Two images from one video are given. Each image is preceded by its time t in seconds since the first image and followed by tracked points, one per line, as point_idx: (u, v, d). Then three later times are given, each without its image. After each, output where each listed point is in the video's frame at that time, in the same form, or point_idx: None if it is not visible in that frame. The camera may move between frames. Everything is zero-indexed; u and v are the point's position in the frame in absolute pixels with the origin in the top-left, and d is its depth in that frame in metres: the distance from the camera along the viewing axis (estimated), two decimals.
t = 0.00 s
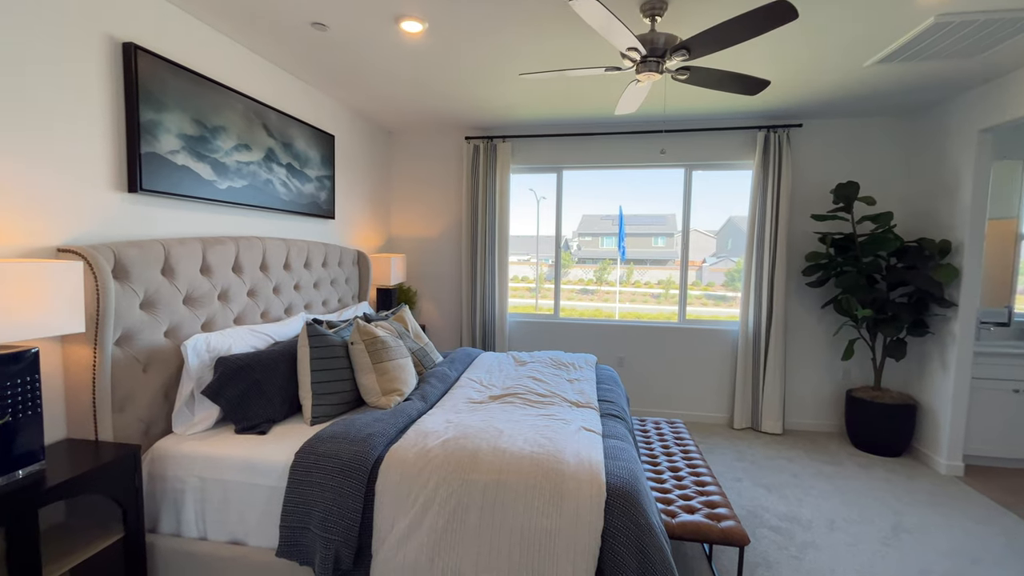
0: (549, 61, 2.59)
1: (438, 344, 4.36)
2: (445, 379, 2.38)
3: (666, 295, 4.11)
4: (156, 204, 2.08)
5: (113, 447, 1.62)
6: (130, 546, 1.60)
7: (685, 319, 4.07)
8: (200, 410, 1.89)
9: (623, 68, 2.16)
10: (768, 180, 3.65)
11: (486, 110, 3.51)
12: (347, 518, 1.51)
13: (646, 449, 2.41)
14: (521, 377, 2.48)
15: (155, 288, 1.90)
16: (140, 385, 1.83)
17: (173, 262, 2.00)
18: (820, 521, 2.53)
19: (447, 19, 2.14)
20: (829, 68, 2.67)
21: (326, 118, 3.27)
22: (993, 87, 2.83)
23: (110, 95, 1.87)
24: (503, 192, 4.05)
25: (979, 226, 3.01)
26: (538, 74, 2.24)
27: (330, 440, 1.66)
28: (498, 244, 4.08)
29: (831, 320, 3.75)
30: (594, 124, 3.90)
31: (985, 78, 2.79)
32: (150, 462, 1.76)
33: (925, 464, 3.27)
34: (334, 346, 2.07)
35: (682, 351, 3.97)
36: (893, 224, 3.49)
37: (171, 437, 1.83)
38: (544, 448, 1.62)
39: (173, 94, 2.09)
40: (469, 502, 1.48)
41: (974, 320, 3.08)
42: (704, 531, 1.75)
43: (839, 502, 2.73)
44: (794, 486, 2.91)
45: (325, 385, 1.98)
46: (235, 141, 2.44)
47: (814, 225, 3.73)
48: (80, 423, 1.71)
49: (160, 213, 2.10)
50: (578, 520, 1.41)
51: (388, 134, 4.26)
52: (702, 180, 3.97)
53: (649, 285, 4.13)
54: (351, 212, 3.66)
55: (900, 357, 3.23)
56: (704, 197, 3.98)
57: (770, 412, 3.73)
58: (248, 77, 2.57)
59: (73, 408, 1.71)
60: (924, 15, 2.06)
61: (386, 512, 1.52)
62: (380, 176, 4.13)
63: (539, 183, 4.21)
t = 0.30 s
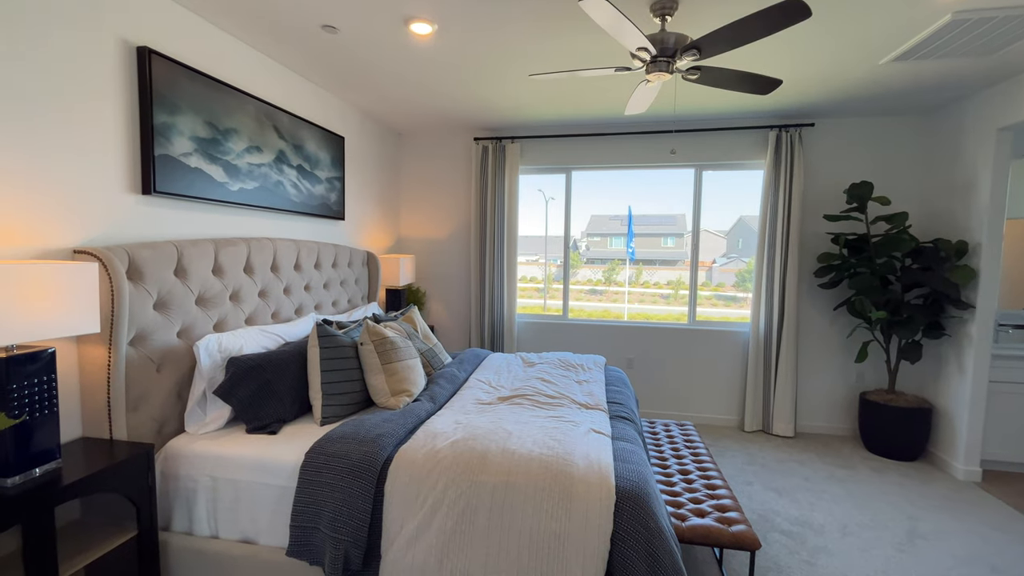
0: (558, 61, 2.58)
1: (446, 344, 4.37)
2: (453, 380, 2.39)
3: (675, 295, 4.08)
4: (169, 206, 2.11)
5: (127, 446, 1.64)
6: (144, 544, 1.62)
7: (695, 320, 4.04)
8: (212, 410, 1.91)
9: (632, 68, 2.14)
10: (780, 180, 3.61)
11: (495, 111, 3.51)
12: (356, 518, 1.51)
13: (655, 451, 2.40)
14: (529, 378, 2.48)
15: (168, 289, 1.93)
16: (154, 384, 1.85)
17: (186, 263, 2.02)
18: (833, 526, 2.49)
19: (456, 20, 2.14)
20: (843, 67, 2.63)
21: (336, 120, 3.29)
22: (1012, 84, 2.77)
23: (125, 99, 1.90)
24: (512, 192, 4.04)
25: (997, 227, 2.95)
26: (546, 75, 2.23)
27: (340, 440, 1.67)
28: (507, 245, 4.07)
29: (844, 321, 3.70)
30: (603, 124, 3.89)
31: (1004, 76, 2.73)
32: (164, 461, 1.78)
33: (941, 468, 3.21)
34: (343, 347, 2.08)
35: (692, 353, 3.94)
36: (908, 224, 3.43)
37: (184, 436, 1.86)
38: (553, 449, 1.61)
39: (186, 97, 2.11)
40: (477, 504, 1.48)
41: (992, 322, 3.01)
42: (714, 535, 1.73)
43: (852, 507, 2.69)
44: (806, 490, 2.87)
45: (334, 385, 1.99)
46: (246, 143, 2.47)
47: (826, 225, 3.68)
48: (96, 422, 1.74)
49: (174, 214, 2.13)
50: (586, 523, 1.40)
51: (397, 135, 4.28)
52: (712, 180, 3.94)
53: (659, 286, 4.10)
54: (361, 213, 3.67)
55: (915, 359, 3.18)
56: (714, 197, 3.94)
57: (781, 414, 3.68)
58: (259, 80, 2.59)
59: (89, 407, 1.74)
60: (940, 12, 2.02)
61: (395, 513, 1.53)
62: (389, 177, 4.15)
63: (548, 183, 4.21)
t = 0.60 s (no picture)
0: (562, 60, 2.57)
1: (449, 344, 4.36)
2: (456, 380, 2.38)
3: (678, 295, 4.06)
4: (173, 206, 2.11)
5: (130, 445, 1.64)
6: (147, 543, 1.63)
7: (699, 320, 4.02)
8: (215, 409, 1.91)
9: (636, 67, 2.13)
10: (784, 179, 3.58)
11: (498, 110, 3.50)
12: (359, 519, 1.51)
13: (659, 452, 2.38)
14: (532, 378, 2.47)
15: (171, 288, 1.93)
16: (157, 384, 1.85)
17: (189, 262, 2.02)
18: (838, 528, 2.47)
19: (460, 19, 2.13)
20: (848, 65, 2.61)
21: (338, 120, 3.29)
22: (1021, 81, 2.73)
23: (128, 98, 1.90)
24: (514, 191, 4.04)
25: (1005, 226, 2.92)
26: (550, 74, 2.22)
27: (342, 440, 1.67)
28: (509, 245, 4.07)
29: (849, 321, 3.67)
30: (606, 124, 3.87)
31: (1013, 73, 2.70)
32: (167, 460, 1.78)
33: (947, 470, 3.18)
34: (346, 347, 2.08)
35: (695, 353, 3.92)
36: (914, 223, 3.40)
37: (187, 436, 1.86)
38: (556, 450, 1.61)
39: (189, 97, 2.11)
40: (481, 504, 1.47)
41: (1000, 322, 2.98)
42: (718, 536, 1.72)
43: (857, 508, 2.67)
44: (811, 491, 2.85)
45: (337, 385, 1.99)
46: (249, 142, 2.47)
47: (831, 224, 3.66)
48: (100, 421, 1.74)
49: (177, 214, 2.13)
50: (590, 523, 1.39)
51: (400, 135, 4.28)
52: (716, 180, 3.91)
53: (662, 286, 4.08)
54: (364, 213, 3.67)
55: (922, 359, 3.15)
56: (718, 197, 3.92)
57: (785, 415, 3.66)
58: (262, 79, 2.59)
59: (92, 406, 1.74)
60: (949, 9, 2.00)
61: (397, 513, 1.52)
62: (392, 176, 4.15)
63: (551, 183, 4.20)
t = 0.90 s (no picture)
0: (558, 58, 2.56)
1: (446, 344, 4.36)
2: (453, 379, 2.37)
3: (675, 294, 4.06)
4: (166, 204, 2.09)
5: (124, 446, 1.63)
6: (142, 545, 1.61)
7: (695, 319, 4.03)
8: (209, 409, 1.89)
9: (633, 65, 2.13)
10: (780, 178, 3.59)
11: (495, 108, 3.49)
12: (355, 519, 1.50)
13: (656, 450, 2.38)
14: (529, 377, 2.46)
15: (165, 287, 1.91)
16: (150, 384, 1.84)
17: (183, 261, 2.01)
18: (834, 526, 2.48)
19: (456, 17, 2.12)
20: (844, 64, 2.62)
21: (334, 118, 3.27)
22: (1016, 81, 2.74)
23: (121, 95, 1.88)
24: (511, 190, 4.03)
25: (999, 224, 2.94)
26: (547, 72, 2.21)
27: (339, 439, 1.66)
28: (506, 244, 4.06)
29: (845, 320, 3.69)
30: (602, 122, 3.87)
31: (1007, 72, 2.71)
32: (161, 460, 1.77)
33: (942, 468, 3.20)
34: (342, 346, 2.06)
35: (692, 352, 3.93)
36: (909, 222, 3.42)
37: (181, 436, 1.84)
38: (553, 449, 1.60)
39: (183, 95, 2.10)
40: (477, 504, 1.46)
41: (994, 320, 3.00)
42: (715, 534, 1.72)
43: (853, 506, 2.68)
44: (807, 489, 2.86)
45: (333, 385, 1.98)
46: (244, 140, 2.45)
47: (827, 223, 3.67)
48: (92, 422, 1.73)
49: (170, 212, 2.11)
50: (587, 522, 1.39)
51: (396, 134, 4.26)
52: (712, 179, 3.92)
53: (659, 285, 4.08)
54: (360, 212, 3.66)
55: (917, 358, 3.16)
56: (714, 196, 3.93)
57: (781, 413, 3.67)
58: (257, 77, 2.57)
59: (85, 406, 1.72)
60: (944, 8, 2.00)
61: (394, 513, 1.51)
62: (388, 175, 4.14)
63: (548, 182, 4.19)
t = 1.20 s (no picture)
0: (545, 56, 2.56)
1: (435, 342, 4.34)
2: (440, 378, 2.37)
3: (664, 292, 4.09)
4: (146, 202, 2.06)
5: (102, 448, 1.60)
6: (121, 548, 1.58)
7: (683, 317, 4.06)
8: (191, 410, 1.87)
9: (619, 64, 2.13)
10: (766, 177, 3.64)
11: (483, 106, 3.48)
12: (339, 519, 1.49)
13: (642, 448, 2.40)
14: (516, 375, 2.47)
15: (145, 286, 1.88)
16: (130, 384, 1.81)
17: (164, 260, 1.97)
18: (816, 520, 2.52)
19: (442, 14, 2.11)
20: (827, 64, 2.65)
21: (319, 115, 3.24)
22: (993, 83, 2.80)
23: (99, 91, 1.84)
24: (499, 189, 4.02)
25: (977, 224, 3.00)
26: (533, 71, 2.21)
27: (323, 439, 1.65)
28: (494, 242, 4.06)
29: (828, 317, 3.74)
30: (591, 121, 3.88)
31: (985, 74, 2.76)
32: (141, 462, 1.74)
33: (921, 462, 3.27)
34: (327, 345, 2.05)
35: (680, 350, 3.96)
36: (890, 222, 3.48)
37: (162, 437, 1.82)
38: (539, 447, 1.61)
39: (163, 90, 2.06)
40: (462, 504, 1.46)
41: (972, 317, 3.07)
42: (699, 531, 1.74)
43: (835, 500, 2.72)
44: (791, 484, 2.90)
45: (318, 384, 1.96)
46: (227, 138, 2.41)
47: (811, 222, 3.72)
48: (70, 423, 1.69)
49: (151, 210, 2.08)
50: (571, 520, 1.40)
51: (383, 132, 4.23)
52: (700, 178, 3.95)
53: (648, 283, 4.11)
54: (347, 210, 3.63)
55: (898, 354, 3.22)
56: (702, 195, 3.96)
57: (767, 410, 3.72)
58: (240, 73, 2.54)
59: (62, 408, 1.69)
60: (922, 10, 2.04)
61: (378, 514, 1.51)
62: (376, 173, 4.11)
63: (537, 181, 4.19)
